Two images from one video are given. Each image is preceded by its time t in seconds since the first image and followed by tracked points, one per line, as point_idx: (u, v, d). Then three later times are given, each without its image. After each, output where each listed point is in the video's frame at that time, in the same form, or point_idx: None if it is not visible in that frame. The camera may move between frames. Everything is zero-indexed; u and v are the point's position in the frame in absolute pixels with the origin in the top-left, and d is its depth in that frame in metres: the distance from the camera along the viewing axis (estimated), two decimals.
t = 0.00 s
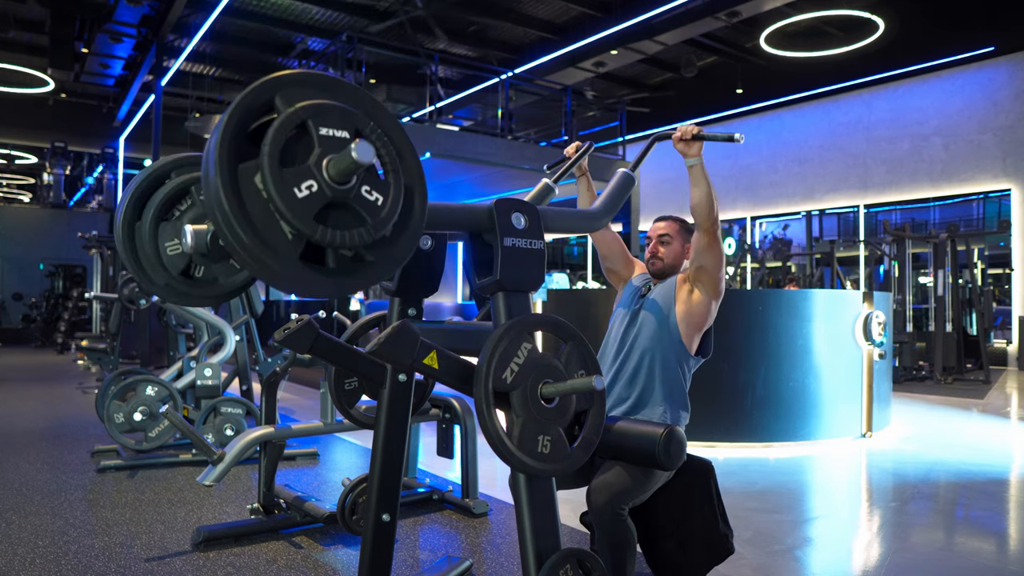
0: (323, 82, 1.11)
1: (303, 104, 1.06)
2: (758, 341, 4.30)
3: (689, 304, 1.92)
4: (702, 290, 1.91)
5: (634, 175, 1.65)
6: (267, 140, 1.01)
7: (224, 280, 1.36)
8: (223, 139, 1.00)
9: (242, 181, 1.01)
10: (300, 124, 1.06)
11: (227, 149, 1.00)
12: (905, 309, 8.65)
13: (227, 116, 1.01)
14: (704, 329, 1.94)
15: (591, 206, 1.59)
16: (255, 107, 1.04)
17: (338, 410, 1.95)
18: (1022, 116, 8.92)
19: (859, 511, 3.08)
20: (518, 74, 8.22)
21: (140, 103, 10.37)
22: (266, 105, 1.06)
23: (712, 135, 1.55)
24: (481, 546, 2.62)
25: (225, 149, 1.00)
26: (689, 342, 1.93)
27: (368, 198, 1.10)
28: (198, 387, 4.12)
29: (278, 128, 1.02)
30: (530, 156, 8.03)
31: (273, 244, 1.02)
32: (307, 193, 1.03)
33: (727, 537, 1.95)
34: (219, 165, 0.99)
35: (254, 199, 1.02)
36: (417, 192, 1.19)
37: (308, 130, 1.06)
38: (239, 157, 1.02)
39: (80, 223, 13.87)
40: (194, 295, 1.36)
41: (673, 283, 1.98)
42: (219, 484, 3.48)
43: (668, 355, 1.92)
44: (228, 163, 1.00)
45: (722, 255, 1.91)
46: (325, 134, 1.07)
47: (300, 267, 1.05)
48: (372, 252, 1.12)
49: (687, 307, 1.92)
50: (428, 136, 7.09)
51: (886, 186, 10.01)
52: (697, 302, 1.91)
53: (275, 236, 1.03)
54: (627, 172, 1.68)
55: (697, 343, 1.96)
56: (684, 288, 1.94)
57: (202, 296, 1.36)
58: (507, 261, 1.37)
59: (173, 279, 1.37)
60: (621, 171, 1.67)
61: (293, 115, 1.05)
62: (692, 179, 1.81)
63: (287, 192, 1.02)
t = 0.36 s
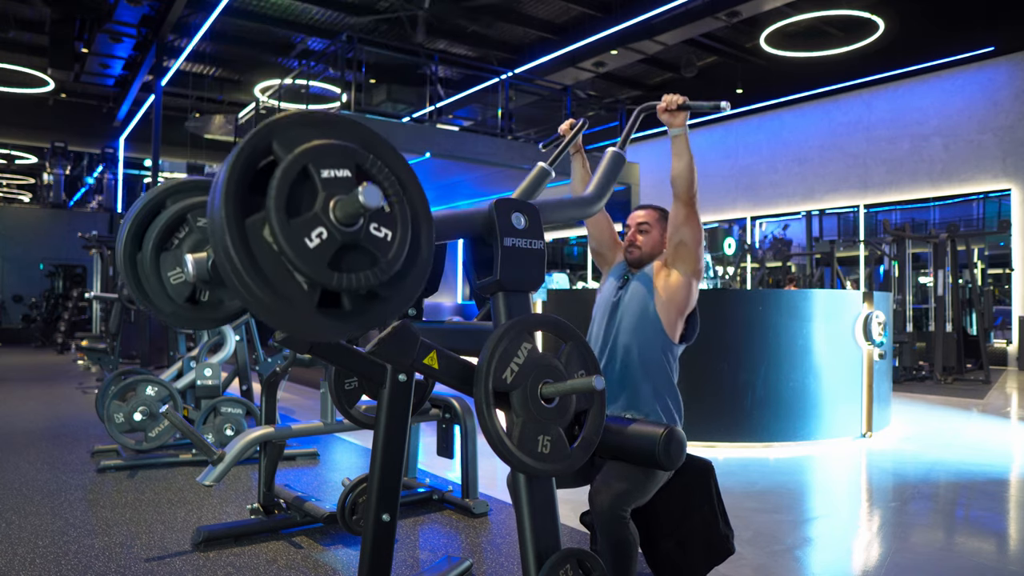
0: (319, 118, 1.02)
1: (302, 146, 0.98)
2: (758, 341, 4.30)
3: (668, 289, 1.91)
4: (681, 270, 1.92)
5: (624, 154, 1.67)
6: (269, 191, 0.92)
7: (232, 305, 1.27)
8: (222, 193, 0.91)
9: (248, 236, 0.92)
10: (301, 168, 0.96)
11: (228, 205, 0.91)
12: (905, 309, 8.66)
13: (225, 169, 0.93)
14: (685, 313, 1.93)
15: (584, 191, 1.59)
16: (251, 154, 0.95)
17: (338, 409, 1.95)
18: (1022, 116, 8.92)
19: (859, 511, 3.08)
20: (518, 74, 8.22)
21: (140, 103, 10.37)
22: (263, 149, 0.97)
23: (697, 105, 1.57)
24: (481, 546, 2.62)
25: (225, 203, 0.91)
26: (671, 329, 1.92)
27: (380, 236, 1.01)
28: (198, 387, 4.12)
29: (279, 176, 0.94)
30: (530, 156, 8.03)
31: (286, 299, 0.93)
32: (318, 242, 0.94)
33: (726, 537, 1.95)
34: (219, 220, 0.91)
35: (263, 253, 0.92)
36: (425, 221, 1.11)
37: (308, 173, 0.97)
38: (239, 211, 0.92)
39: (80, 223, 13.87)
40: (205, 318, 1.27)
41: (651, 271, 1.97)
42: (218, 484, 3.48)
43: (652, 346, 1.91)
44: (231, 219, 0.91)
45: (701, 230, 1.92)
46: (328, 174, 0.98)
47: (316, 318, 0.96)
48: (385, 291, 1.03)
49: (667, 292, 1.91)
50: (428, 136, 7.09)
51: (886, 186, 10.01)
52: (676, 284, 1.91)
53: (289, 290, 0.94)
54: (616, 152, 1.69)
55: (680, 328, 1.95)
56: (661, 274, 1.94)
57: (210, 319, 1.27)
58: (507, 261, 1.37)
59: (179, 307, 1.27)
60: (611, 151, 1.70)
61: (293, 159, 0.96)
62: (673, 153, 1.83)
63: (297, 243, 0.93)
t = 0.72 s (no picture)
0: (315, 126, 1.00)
1: (300, 158, 0.96)
2: (758, 341, 4.30)
3: (666, 287, 1.91)
4: (678, 268, 1.91)
5: (621, 148, 1.64)
6: (270, 203, 0.92)
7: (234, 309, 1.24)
8: (222, 210, 0.90)
9: (252, 252, 0.92)
10: (300, 179, 0.95)
11: (229, 220, 0.91)
12: (905, 309, 8.66)
13: (224, 186, 0.92)
14: (684, 312, 1.93)
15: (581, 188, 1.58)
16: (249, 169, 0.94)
17: (338, 410, 1.95)
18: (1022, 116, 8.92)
19: (858, 511, 3.08)
20: (518, 74, 8.23)
21: (140, 103, 10.37)
22: (259, 165, 0.96)
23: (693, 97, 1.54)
24: (481, 546, 2.62)
25: (227, 218, 0.90)
26: (671, 328, 1.92)
27: (381, 241, 0.99)
28: (198, 387, 4.12)
29: (279, 189, 0.93)
30: (530, 156, 8.03)
31: (291, 308, 0.93)
32: (321, 252, 0.93)
33: (726, 537, 1.95)
34: (221, 236, 0.90)
35: (267, 266, 0.92)
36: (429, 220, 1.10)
37: (308, 184, 0.96)
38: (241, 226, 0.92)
39: (80, 223, 13.87)
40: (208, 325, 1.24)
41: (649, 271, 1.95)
42: (219, 484, 3.48)
43: (652, 347, 1.91)
44: (234, 236, 0.90)
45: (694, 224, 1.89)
46: (327, 185, 0.96)
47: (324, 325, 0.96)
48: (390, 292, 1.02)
49: (666, 292, 1.91)
50: (428, 136, 7.10)
51: (886, 186, 10.01)
52: (674, 282, 1.91)
53: (294, 298, 0.94)
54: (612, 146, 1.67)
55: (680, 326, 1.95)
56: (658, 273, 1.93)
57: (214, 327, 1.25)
58: (507, 261, 1.37)
59: (182, 315, 1.24)
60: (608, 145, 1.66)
61: (292, 171, 0.95)
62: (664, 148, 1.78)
63: (300, 255, 0.92)
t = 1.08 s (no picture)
0: None
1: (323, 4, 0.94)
2: (758, 341, 4.30)
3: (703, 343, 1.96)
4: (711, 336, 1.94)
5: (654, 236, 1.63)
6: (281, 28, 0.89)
7: (231, 211, 1.03)
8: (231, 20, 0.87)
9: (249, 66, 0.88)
10: (315, 23, 0.92)
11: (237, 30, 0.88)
12: (905, 310, 8.65)
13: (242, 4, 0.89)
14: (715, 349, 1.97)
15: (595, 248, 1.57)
16: None
17: (338, 409, 1.95)
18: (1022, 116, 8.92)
19: (858, 510, 3.08)
20: (517, 74, 8.23)
21: (140, 102, 10.37)
22: None
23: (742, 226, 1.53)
24: (481, 546, 2.62)
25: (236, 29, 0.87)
26: (700, 364, 1.97)
27: (371, 102, 0.96)
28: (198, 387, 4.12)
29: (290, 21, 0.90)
30: (530, 156, 8.03)
31: (272, 125, 0.88)
32: (312, 83, 0.90)
33: (727, 537, 1.96)
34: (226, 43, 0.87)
35: (259, 80, 0.88)
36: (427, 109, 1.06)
37: (321, 32, 0.93)
38: (247, 38, 0.88)
39: (80, 223, 13.88)
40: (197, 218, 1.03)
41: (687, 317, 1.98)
42: (219, 484, 3.49)
43: (679, 379, 1.97)
44: (237, 46, 0.87)
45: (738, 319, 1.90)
46: (340, 38, 0.93)
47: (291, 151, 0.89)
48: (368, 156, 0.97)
49: (701, 343, 1.96)
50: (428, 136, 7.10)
51: (886, 186, 10.01)
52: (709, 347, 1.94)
53: (275, 116, 0.88)
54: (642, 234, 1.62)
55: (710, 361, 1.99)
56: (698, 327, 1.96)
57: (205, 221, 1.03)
58: (507, 261, 1.37)
59: (173, 193, 1.02)
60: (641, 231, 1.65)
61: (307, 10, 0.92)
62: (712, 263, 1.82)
63: (291, 77, 0.89)
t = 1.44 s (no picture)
0: None
1: None
2: (757, 339, 4.30)
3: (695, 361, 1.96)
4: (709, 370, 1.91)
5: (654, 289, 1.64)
6: None
7: (247, 142, 1.45)
8: None
9: None
10: None
11: None
12: (905, 310, 8.65)
13: None
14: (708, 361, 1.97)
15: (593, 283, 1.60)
16: None
17: (338, 409, 1.95)
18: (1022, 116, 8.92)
19: (859, 511, 3.08)
20: (517, 74, 8.23)
21: (140, 102, 10.36)
22: None
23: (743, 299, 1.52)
24: (481, 546, 2.62)
25: None
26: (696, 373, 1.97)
27: (394, 45, 1.20)
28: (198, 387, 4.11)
29: None
30: (530, 156, 8.04)
31: (297, 36, 1.15)
32: (341, 8, 1.15)
33: (727, 538, 1.96)
34: None
35: None
36: (442, 66, 1.30)
37: None
38: None
39: (80, 223, 13.87)
40: (222, 141, 1.47)
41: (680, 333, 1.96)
42: (219, 484, 3.48)
43: (674, 387, 1.97)
44: None
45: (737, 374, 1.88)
46: None
47: (304, 60, 1.16)
48: (375, 90, 1.22)
49: (694, 360, 1.95)
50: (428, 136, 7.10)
51: (886, 186, 10.00)
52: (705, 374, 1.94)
53: (300, 31, 1.15)
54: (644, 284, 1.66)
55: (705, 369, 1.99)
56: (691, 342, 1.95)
57: (226, 145, 1.47)
58: (507, 261, 1.37)
59: (205, 117, 1.46)
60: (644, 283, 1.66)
61: None
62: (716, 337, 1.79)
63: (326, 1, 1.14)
